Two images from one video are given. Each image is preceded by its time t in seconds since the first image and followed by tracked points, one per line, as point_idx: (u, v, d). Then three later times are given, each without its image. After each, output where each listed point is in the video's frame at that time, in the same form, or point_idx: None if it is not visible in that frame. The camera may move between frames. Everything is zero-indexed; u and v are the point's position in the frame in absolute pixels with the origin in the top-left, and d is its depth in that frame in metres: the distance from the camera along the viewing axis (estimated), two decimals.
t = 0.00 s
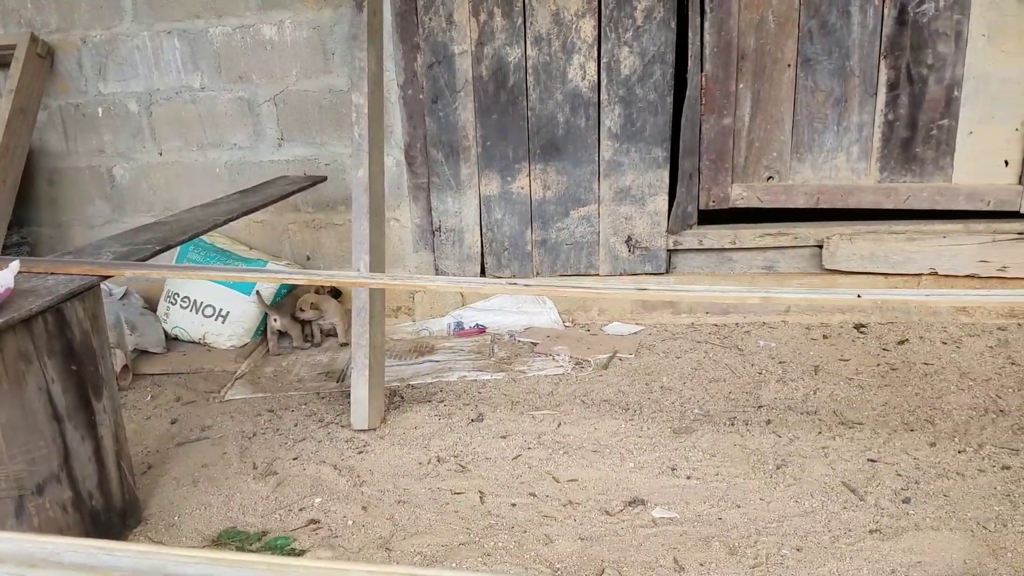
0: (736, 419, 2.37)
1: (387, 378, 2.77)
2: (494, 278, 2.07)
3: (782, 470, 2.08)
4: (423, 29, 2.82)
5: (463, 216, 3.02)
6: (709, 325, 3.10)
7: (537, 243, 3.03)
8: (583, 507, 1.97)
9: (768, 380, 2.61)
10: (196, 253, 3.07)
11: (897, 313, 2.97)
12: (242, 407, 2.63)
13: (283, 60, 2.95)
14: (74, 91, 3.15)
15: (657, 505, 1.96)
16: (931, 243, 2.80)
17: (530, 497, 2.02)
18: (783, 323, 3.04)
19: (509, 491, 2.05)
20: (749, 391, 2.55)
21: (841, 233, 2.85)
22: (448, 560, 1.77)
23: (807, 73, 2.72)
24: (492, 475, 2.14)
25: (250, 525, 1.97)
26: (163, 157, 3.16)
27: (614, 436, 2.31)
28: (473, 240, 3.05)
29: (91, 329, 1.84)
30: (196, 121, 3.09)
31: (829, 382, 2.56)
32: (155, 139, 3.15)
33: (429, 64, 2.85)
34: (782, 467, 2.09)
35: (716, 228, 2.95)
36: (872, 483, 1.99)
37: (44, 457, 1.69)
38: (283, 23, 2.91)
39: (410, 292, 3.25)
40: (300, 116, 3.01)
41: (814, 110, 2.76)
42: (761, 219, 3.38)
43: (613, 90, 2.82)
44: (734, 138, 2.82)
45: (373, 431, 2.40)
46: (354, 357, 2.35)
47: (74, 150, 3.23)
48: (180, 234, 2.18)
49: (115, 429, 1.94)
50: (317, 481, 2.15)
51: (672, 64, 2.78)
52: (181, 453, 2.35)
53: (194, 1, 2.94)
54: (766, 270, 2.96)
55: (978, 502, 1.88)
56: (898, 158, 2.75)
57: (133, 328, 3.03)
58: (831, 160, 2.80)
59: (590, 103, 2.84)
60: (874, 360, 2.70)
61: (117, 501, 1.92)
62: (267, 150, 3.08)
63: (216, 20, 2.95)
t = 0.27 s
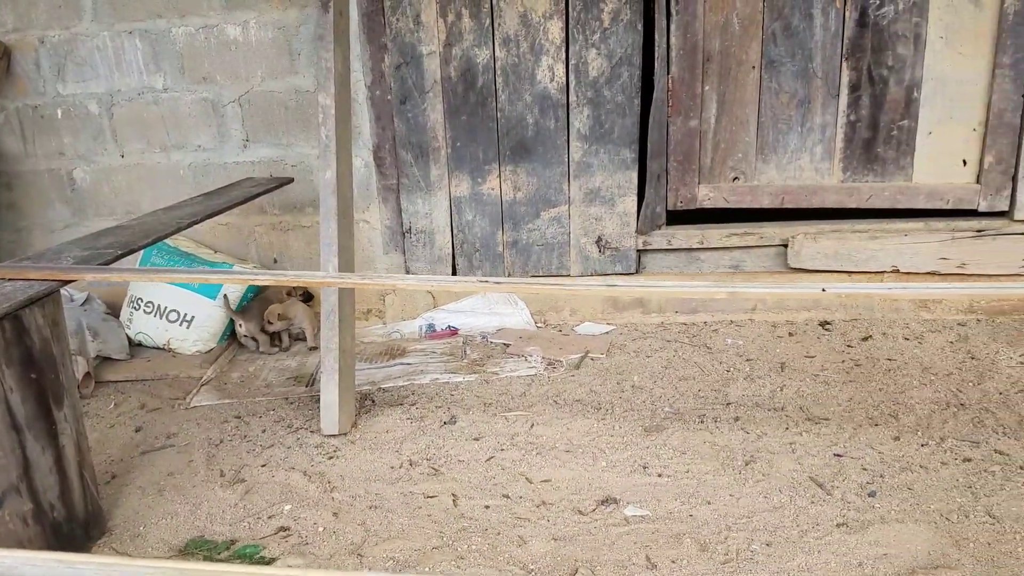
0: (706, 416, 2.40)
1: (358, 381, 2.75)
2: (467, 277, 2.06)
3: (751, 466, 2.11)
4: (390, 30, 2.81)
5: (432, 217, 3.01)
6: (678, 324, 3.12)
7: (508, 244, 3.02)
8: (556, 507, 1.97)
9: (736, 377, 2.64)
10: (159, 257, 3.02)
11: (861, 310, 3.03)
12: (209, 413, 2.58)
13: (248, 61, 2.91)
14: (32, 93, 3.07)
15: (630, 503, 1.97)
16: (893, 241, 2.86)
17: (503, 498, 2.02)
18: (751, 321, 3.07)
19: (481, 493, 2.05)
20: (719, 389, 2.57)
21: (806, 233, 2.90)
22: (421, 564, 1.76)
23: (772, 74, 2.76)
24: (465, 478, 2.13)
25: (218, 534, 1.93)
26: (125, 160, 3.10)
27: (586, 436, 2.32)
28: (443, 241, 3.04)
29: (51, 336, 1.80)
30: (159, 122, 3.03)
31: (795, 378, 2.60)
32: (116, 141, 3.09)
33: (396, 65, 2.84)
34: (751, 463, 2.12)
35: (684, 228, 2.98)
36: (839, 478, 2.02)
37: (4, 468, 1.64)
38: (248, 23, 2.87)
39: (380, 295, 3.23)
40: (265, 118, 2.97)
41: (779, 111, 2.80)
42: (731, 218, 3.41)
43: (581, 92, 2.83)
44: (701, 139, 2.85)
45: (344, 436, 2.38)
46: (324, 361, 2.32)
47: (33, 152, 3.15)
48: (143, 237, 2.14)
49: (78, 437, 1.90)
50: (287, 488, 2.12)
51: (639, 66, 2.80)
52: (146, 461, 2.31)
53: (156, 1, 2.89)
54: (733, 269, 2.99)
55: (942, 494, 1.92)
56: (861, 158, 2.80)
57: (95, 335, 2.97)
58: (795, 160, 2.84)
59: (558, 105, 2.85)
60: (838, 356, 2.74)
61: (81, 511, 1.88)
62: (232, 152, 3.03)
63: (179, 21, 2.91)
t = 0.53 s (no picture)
0: (675, 415, 2.41)
1: (328, 384, 2.72)
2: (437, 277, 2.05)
3: (720, 463, 2.12)
4: (357, 30, 2.79)
5: (402, 218, 2.99)
6: (648, 323, 3.14)
7: (479, 245, 3.02)
8: (528, 508, 1.97)
9: (705, 376, 2.66)
10: (124, 259, 2.97)
11: (826, 308, 3.06)
12: (176, 418, 2.54)
13: (212, 61, 2.88)
14: None
15: (601, 502, 1.98)
16: (857, 240, 2.90)
17: (475, 500, 2.02)
18: (719, 320, 3.10)
19: (453, 495, 2.04)
20: (688, 387, 2.59)
21: (772, 232, 2.93)
22: (393, 567, 1.75)
23: (737, 75, 2.79)
24: (436, 480, 2.13)
25: (185, 540, 1.91)
26: (87, 162, 3.05)
27: (558, 436, 2.32)
28: (413, 242, 3.02)
29: (12, 341, 1.76)
30: (122, 124, 2.99)
31: (763, 376, 2.63)
32: (79, 143, 3.04)
33: (363, 65, 2.82)
34: (719, 461, 2.13)
35: (653, 229, 2.99)
36: (806, 474, 2.05)
37: None
38: (212, 23, 2.84)
39: (349, 297, 3.20)
40: (231, 119, 2.93)
41: (745, 111, 2.82)
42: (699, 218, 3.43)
43: (549, 93, 2.84)
44: (668, 139, 2.87)
45: (313, 439, 2.36)
46: (292, 363, 2.30)
47: None
48: (104, 240, 2.10)
49: (41, 444, 1.86)
50: (256, 493, 2.10)
51: (607, 67, 2.81)
52: (111, 468, 2.27)
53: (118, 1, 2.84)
54: (700, 268, 3.01)
55: (907, 488, 1.95)
56: (826, 158, 2.84)
57: (59, 339, 2.91)
58: (761, 160, 2.87)
59: (527, 105, 2.85)
60: (805, 354, 2.78)
61: (45, 519, 1.84)
62: (197, 153, 2.99)
63: (141, 20, 2.86)
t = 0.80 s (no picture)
0: (646, 413, 2.43)
1: (296, 389, 2.69)
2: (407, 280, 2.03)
3: (690, 460, 2.14)
4: (322, 30, 2.76)
5: (370, 219, 2.97)
6: (618, 323, 3.15)
7: (448, 246, 3.01)
8: (501, 509, 1.97)
9: (674, 373, 2.69)
10: (84, 264, 2.91)
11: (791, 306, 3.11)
12: (139, 426, 2.49)
13: (174, 61, 2.83)
14: None
15: (573, 502, 1.98)
16: (821, 238, 2.95)
17: (447, 502, 2.01)
18: (687, 318, 3.12)
19: (425, 498, 2.03)
20: (658, 385, 2.61)
21: (737, 232, 2.97)
22: (364, 572, 1.74)
23: (702, 76, 2.82)
24: (408, 483, 2.11)
25: (151, 550, 1.87)
26: (45, 164, 2.98)
27: (530, 436, 2.32)
28: (382, 244, 3.00)
29: None
30: (81, 125, 2.92)
31: (731, 373, 2.66)
32: (36, 145, 2.96)
33: (329, 65, 2.79)
34: (690, 457, 2.15)
35: (621, 229, 3.01)
36: (774, 469, 2.07)
37: None
38: (173, 23, 2.79)
39: (317, 300, 3.17)
40: (194, 120, 2.89)
41: (710, 112, 2.86)
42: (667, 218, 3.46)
43: (517, 94, 2.84)
44: (635, 140, 2.89)
45: (281, 445, 2.32)
46: (258, 368, 2.27)
47: None
48: (63, 244, 2.05)
49: None
50: (223, 500, 2.06)
51: (574, 68, 2.82)
52: (73, 477, 2.21)
53: None
54: (669, 268, 3.04)
55: (872, 482, 1.99)
56: (789, 158, 2.88)
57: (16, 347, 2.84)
58: (726, 160, 2.90)
59: (495, 106, 2.85)
60: (771, 351, 2.82)
61: (5, 531, 1.79)
62: (159, 155, 2.94)
63: (100, 20, 2.80)
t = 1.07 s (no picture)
0: (616, 412, 2.44)
1: (264, 393, 2.66)
2: (376, 287, 2.02)
3: (660, 458, 2.16)
4: (287, 30, 2.74)
5: (338, 221, 2.95)
6: (588, 323, 3.16)
7: (418, 247, 2.99)
8: (473, 511, 1.96)
9: (644, 373, 2.71)
10: (43, 268, 2.85)
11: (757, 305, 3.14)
12: (103, 434, 2.44)
13: (136, 62, 2.78)
14: None
15: (545, 502, 1.98)
16: (786, 237, 2.99)
17: (419, 506, 2.00)
18: (656, 318, 3.14)
19: (396, 502, 2.02)
20: (628, 385, 2.63)
21: (704, 231, 3.00)
22: None
23: (669, 78, 2.84)
24: (379, 487, 2.10)
25: (116, 560, 1.83)
26: (3, 167, 2.91)
27: (502, 437, 2.32)
28: (351, 246, 2.98)
29: None
30: (40, 127, 2.86)
31: (699, 372, 2.69)
32: None
33: (295, 65, 2.77)
34: (659, 456, 2.17)
35: (590, 229, 3.02)
36: (742, 466, 2.10)
37: None
38: (134, 22, 2.74)
39: (285, 303, 3.13)
40: (156, 121, 2.84)
41: (677, 113, 2.88)
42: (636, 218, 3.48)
43: (485, 95, 2.84)
44: (603, 141, 2.91)
45: (248, 451, 2.29)
46: (225, 374, 2.23)
47: None
48: (20, 249, 2.00)
49: None
50: (189, 508, 2.03)
51: (541, 69, 2.83)
52: (34, 487, 2.16)
53: None
54: (638, 267, 3.06)
55: (838, 477, 2.02)
56: (755, 158, 2.92)
57: None
58: (693, 161, 2.93)
59: (463, 107, 2.85)
60: (738, 349, 2.85)
61: None
62: (121, 157, 2.89)
63: (59, 20, 2.75)
